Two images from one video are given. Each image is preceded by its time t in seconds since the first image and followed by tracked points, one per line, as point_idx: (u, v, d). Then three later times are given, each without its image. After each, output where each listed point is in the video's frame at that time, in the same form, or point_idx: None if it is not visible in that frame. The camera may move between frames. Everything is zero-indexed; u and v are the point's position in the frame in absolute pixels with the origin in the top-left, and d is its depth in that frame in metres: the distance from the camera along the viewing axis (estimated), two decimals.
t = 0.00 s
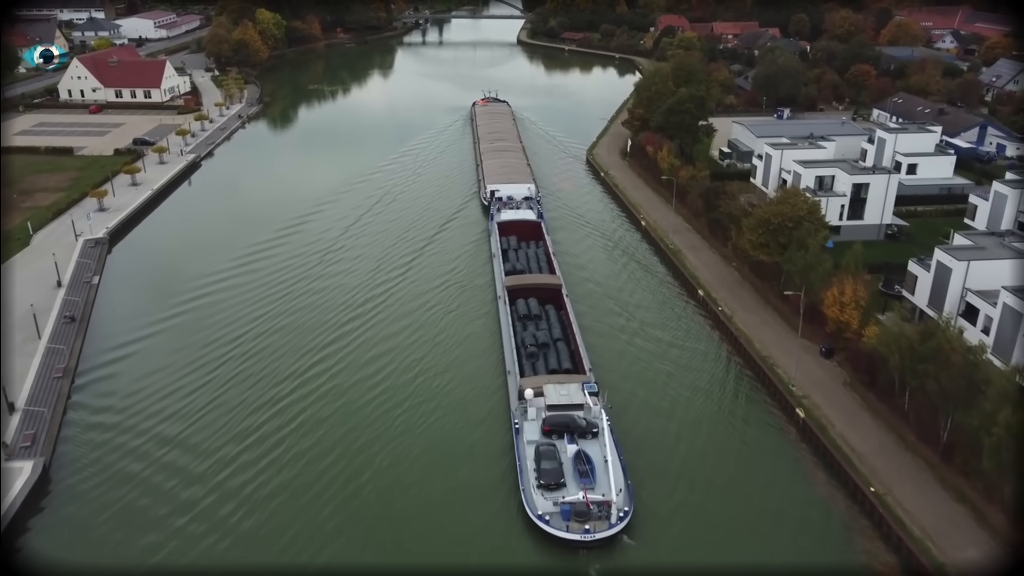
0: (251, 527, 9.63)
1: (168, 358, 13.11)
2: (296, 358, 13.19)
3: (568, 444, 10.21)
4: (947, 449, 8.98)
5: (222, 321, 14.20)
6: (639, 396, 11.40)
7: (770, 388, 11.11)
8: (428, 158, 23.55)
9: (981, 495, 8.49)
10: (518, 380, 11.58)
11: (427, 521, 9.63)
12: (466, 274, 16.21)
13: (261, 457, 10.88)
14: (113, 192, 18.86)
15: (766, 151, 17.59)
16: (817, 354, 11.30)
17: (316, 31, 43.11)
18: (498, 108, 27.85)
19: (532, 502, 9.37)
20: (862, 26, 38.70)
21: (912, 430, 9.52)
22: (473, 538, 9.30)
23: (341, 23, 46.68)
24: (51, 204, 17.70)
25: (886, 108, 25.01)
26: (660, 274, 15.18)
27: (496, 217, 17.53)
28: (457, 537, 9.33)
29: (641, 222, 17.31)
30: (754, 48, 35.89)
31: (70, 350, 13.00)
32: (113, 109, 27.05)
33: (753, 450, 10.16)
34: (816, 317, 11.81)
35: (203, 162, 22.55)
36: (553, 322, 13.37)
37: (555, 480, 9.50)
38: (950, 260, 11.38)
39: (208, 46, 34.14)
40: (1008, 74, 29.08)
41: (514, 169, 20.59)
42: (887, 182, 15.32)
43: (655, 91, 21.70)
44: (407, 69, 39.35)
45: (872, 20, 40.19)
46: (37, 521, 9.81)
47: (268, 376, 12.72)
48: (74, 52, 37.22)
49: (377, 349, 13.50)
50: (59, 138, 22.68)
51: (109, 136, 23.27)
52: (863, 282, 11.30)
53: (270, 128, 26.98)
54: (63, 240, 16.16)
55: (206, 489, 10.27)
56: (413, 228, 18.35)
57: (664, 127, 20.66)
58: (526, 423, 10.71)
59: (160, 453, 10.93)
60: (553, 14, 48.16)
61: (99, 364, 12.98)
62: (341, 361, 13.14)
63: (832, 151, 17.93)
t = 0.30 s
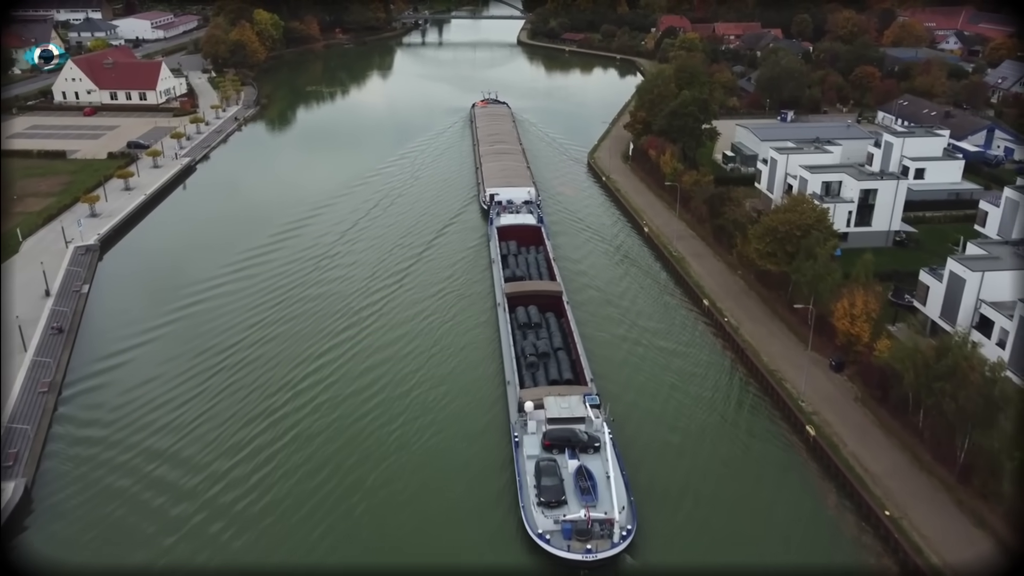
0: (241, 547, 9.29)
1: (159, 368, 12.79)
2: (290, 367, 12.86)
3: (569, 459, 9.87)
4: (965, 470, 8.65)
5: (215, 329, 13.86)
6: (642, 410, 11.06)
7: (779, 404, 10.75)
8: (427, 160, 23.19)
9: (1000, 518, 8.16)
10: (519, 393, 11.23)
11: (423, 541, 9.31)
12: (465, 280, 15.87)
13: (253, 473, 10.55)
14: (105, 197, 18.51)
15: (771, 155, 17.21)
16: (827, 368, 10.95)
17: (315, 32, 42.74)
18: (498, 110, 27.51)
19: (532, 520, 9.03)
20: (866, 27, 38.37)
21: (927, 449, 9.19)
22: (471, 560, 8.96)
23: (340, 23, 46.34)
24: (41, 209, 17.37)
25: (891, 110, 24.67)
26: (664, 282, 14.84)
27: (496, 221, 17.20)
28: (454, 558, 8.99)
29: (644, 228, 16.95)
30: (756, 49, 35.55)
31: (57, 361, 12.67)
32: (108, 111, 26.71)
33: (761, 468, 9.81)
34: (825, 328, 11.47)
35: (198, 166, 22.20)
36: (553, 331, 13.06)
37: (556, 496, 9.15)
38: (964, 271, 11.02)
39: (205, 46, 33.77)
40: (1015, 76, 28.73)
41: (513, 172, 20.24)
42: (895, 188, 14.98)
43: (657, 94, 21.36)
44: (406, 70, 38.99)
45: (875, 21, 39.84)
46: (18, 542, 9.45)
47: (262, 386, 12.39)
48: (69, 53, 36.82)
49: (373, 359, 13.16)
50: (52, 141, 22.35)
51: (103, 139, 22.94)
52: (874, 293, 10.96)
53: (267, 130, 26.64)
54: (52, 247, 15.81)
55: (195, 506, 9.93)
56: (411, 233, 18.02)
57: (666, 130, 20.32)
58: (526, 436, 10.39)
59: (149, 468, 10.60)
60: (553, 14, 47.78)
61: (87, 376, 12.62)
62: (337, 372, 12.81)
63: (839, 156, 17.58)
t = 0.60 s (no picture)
0: (231, 568, 8.96)
1: (150, 378, 12.47)
2: (285, 377, 12.55)
3: (569, 475, 9.52)
4: (983, 493, 8.29)
5: (208, 337, 13.55)
6: (647, 425, 10.72)
7: (787, 421, 10.38)
8: (425, 163, 22.85)
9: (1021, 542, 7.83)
10: (519, 405, 10.88)
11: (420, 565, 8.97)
12: (464, 287, 15.56)
13: (245, 489, 10.23)
14: (97, 203, 18.16)
15: (776, 160, 16.86)
16: (837, 382, 10.61)
17: (313, 32, 42.41)
18: (497, 111, 27.18)
19: (532, 539, 8.67)
20: (869, 28, 38.06)
21: (943, 469, 8.85)
22: None
23: (339, 24, 46.03)
24: (31, 215, 17.02)
25: (896, 112, 24.33)
26: (666, 291, 14.48)
27: (495, 226, 16.89)
28: None
29: (647, 234, 16.59)
30: (759, 50, 35.24)
31: (44, 373, 12.33)
32: (102, 113, 26.37)
33: (770, 486, 9.48)
34: (835, 341, 11.12)
35: (192, 170, 21.86)
36: (554, 339, 12.74)
37: (557, 514, 8.80)
38: (979, 282, 10.64)
39: (202, 48, 33.44)
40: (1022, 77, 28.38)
41: (513, 175, 19.91)
42: (904, 194, 14.65)
43: (659, 97, 21.04)
44: (406, 71, 38.62)
45: (878, 22, 39.49)
46: None
47: (255, 397, 12.08)
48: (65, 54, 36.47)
49: (370, 369, 12.85)
50: (44, 144, 22.00)
51: (96, 143, 22.60)
52: (885, 305, 10.61)
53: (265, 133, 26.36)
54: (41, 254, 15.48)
55: (184, 524, 9.59)
56: (409, 238, 17.69)
57: (668, 134, 19.99)
58: (526, 450, 10.04)
59: (137, 484, 10.26)
60: (553, 15, 47.39)
61: (75, 388, 12.28)
62: (331, 382, 12.50)
63: (845, 160, 17.25)
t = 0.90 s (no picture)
0: None
1: (141, 388, 12.14)
2: (278, 387, 12.23)
3: (571, 490, 9.21)
4: (1003, 515, 7.96)
5: (200, 345, 13.21)
6: (652, 439, 10.38)
7: (797, 438, 10.02)
8: (424, 166, 22.49)
9: None
10: (519, 418, 10.54)
11: None
12: (462, 293, 15.23)
13: (236, 505, 9.89)
14: (89, 208, 17.81)
15: (782, 165, 16.49)
16: (848, 397, 10.27)
17: (312, 33, 42.05)
18: (497, 112, 26.85)
19: (533, 558, 8.36)
20: (872, 28, 37.73)
21: (960, 489, 8.52)
22: None
23: (337, 24, 45.69)
24: (22, 220, 16.67)
25: (902, 115, 24.00)
26: (669, 299, 14.14)
27: (495, 230, 16.57)
28: None
29: (650, 239, 16.25)
30: (761, 50, 34.92)
31: (31, 384, 11.97)
32: (97, 116, 26.02)
33: (780, 504, 9.15)
34: (845, 353, 10.78)
35: (187, 174, 21.52)
36: (555, 348, 12.43)
37: (558, 533, 8.49)
38: (995, 293, 10.24)
39: (198, 49, 33.09)
40: None
41: (513, 178, 19.57)
42: (913, 200, 14.31)
43: (662, 99, 20.71)
44: (405, 72, 38.24)
45: (881, 22, 39.16)
46: None
47: (248, 408, 11.74)
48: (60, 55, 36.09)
49: (365, 379, 12.53)
50: (37, 148, 21.65)
51: (90, 146, 22.27)
52: (898, 317, 10.28)
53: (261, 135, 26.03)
54: (30, 261, 15.14)
55: (173, 542, 9.24)
56: (407, 242, 17.35)
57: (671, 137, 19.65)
58: (526, 465, 9.73)
59: (125, 501, 9.92)
60: (553, 15, 47.01)
61: (63, 399, 11.93)
62: (325, 392, 12.17)
63: (852, 164, 16.91)
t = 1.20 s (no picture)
0: None
1: (129, 400, 11.75)
2: (271, 399, 11.86)
3: (572, 510, 8.83)
4: None
5: (192, 355, 12.84)
6: (657, 457, 10.00)
7: (809, 458, 9.63)
8: (423, 168, 22.12)
9: None
10: (519, 434, 10.15)
11: None
12: (461, 300, 14.87)
13: (224, 525, 9.50)
14: (79, 214, 17.41)
15: (788, 170, 16.10)
16: (861, 415, 9.89)
17: (310, 34, 41.63)
18: (496, 114, 26.46)
19: None
20: (876, 29, 37.34)
21: (981, 514, 8.15)
22: None
23: (335, 25, 45.27)
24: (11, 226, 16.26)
25: (908, 118, 23.62)
26: (674, 309, 13.76)
27: (494, 234, 16.21)
28: None
29: (653, 246, 15.86)
30: (764, 51, 34.52)
31: (14, 396, 11.56)
32: (90, 119, 25.63)
33: (792, 527, 8.77)
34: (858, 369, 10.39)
35: (181, 178, 21.12)
36: (556, 358, 12.06)
37: (560, 556, 8.12)
38: (1013, 308, 9.87)
39: (195, 50, 32.68)
40: None
41: (514, 182, 19.19)
42: (925, 208, 13.93)
43: (664, 102, 20.33)
44: (404, 74, 37.82)
45: (885, 23, 38.75)
46: None
47: (239, 421, 11.37)
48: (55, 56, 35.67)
49: (361, 392, 12.16)
50: (28, 151, 21.25)
51: (82, 149, 21.89)
52: (913, 332, 9.90)
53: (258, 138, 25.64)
54: (18, 269, 14.76)
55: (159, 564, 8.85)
56: (405, 248, 16.98)
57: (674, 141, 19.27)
58: (526, 482, 9.38)
59: (112, 519, 9.53)
60: (554, 16, 46.57)
61: (48, 412, 11.54)
62: (319, 405, 11.79)
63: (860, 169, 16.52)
